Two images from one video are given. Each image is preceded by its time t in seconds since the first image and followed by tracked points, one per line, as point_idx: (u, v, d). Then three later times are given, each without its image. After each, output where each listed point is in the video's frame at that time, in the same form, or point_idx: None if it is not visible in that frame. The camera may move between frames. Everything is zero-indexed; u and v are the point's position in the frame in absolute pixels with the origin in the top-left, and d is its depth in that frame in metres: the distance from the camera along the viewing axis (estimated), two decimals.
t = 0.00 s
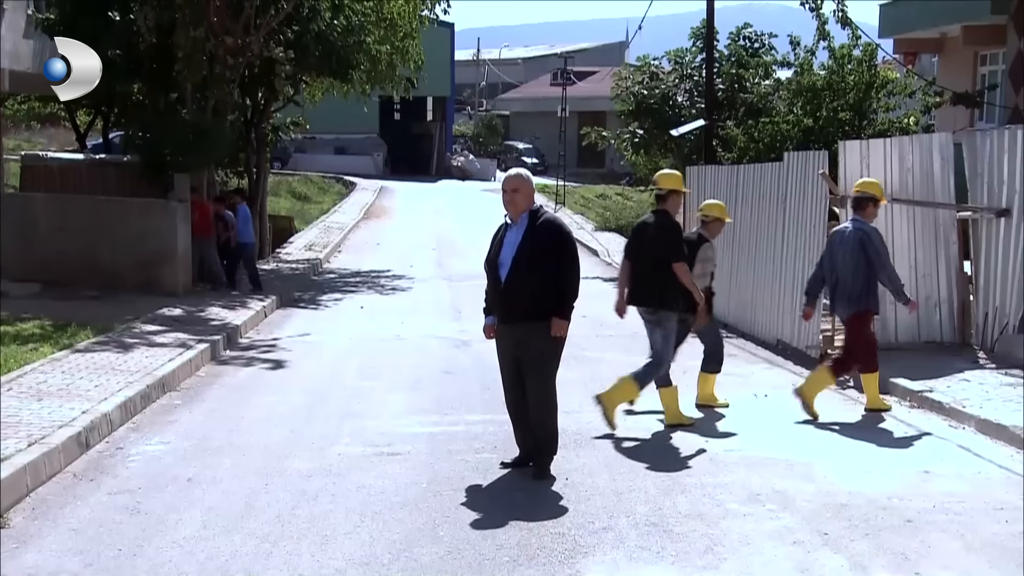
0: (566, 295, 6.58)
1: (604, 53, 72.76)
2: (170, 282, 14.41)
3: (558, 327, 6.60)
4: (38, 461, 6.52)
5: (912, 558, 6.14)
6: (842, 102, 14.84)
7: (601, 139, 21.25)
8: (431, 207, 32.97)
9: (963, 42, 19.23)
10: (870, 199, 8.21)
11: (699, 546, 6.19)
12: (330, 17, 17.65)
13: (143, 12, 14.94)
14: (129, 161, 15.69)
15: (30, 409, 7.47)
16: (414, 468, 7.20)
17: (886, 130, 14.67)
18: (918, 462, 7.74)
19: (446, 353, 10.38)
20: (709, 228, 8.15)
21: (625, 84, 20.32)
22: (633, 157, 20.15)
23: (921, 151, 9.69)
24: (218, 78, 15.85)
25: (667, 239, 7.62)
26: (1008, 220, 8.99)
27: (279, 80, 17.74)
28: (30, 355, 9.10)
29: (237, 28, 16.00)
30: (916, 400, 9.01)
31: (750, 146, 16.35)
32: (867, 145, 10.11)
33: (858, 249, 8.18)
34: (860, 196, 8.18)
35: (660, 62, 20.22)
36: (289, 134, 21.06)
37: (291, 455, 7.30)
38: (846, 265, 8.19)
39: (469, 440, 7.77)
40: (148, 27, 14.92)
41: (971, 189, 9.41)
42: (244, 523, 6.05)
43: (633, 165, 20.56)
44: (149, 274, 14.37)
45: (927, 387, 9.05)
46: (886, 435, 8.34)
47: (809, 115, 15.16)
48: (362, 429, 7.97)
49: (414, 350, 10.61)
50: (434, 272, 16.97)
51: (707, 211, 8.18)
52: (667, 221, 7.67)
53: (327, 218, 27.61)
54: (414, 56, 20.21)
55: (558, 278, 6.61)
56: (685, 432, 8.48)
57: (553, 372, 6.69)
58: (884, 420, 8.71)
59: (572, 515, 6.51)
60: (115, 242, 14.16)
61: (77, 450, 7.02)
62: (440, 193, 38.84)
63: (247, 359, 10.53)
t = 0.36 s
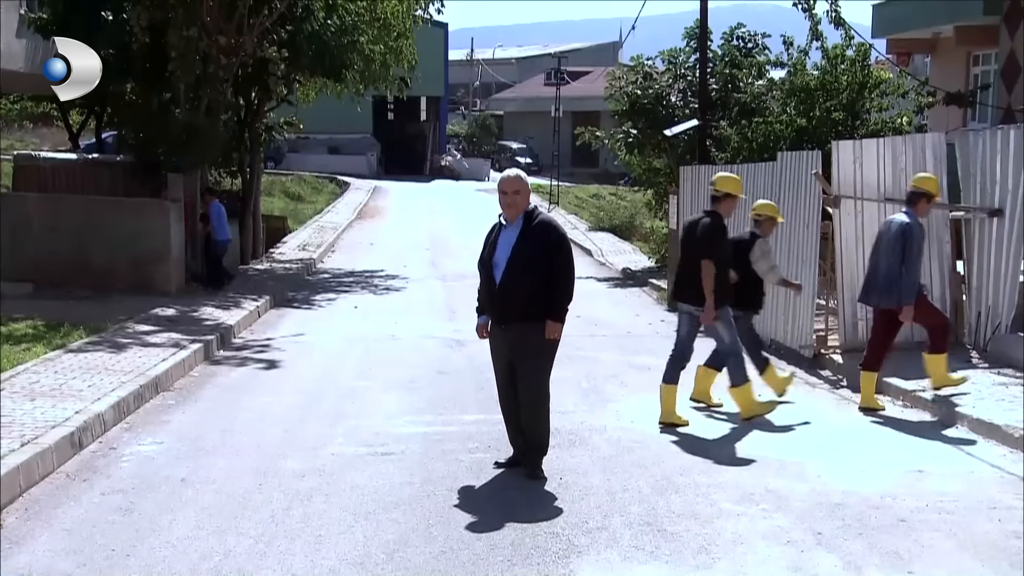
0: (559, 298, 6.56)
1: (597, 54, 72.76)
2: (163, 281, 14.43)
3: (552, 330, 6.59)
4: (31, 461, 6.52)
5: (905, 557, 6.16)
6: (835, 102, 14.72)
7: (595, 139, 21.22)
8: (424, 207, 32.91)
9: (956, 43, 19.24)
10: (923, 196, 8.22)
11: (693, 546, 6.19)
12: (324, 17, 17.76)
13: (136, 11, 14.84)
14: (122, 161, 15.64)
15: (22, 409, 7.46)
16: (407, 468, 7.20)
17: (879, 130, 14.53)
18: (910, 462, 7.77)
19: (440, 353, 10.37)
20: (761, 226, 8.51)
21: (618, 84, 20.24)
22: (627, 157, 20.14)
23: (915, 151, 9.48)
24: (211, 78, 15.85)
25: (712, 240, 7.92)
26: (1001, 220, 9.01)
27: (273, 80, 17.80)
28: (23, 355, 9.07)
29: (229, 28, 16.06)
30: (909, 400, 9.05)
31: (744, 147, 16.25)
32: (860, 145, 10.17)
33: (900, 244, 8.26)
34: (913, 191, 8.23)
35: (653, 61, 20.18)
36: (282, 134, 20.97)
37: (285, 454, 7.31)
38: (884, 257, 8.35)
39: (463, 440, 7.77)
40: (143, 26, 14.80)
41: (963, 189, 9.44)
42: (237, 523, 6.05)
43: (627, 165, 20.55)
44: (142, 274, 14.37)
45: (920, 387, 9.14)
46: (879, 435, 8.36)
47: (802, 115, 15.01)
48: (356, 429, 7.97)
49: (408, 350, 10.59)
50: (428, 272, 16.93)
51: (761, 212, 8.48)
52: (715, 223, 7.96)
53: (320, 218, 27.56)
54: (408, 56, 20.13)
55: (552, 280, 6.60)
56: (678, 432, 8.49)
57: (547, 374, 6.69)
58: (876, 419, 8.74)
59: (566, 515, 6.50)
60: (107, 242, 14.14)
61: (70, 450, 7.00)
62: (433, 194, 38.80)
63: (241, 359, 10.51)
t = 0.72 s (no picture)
0: (562, 302, 6.57)
1: (595, 54, 72.66)
2: (160, 282, 14.47)
3: (553, 334, 6.60)
4: (29, 461, 6.51)
5: (903, 557, 6.17)
6: (833, 102, 14.71)
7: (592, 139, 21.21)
8: (422, 207, 32.89)
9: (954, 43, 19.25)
10: (989, 180, 8.08)
11: (691, 546, 6.20)
12: (322, 17, 17.69)
13: (133, 11, 14.79)
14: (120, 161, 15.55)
15: (20, 409, 7.45)
16: (405, 468, 7.21)
17: (877, 130, 14.51)
18: (907, 462, 7.79)
19: (438, 353, 10.37)
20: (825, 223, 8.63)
21: (616, 84, 20.24)
22: (625, 157, 20.15)
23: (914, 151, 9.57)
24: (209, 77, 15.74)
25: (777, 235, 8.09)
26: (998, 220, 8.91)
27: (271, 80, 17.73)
28: (20, 355, 9.06)
29: (227, 27, 15.95)
30: (907, 400, 9.03)
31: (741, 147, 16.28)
32: (858, 146, 10.20)
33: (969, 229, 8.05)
34: (978, 176, 8.07)
35: (651, 61, 20.17)
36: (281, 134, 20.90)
37: (283, 454, 7.31)
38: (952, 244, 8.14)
39: (461, 440, 7.77)
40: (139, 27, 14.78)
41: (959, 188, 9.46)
42: (236, 523, 6.05)
43: (625, 166, 20.56)
44: (140, 274, 14.37)
45: (918, 386, 9.07)
46: (877, 435, 8.34)
47: (800, 115, 15.02)
48: (354, 429, 7.96)
49: (406, 350, 10.59)
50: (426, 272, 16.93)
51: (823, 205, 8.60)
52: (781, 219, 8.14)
53: (318, 218, 27.53)
54: (405, 56, 20.15)
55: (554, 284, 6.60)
56: (676, 433, 8.49)
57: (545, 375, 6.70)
58: (873, 419, 8.75)
59: (567, 517, 6.48)
60: (106, 243, 14.12)
61: (68, 451, 7.00)
62: (431, 194, 38.80)
63: (239, 359, 10.51)
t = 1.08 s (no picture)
0: (568, 300, 6.56)
1: (593, 54, 72.55)
2: (157, 282, 14.32)
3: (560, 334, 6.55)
4: (25, 461, 6.52)
5: (898, 557, 6.19)
6: (830, 102, 14.68)
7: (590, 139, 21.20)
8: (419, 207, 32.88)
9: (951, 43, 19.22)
10: None
11: (687, 546, 6.20)
12: (319, 17, 17.67)
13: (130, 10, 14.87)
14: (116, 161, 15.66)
15: (16, 409, 7.45)
16: (402, 468, 7.20)
17: (874, 130, 14.51)
18: (903, 461, 7.82)
19: (436, 352, 10.38)
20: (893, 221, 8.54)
21: (614, 84, 20.25)
22: (622, 157, 20.14)
23: (911, 152, 9.63)
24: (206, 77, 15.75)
25: (832, 241, 7.93)
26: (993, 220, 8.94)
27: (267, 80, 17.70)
28: (17, 355, 9.05)
29: (225, 26, 15.93)
30: (903, 400, 9.06)
31: (738, 147, 16.28)
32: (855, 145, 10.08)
33: None
34: None
35: (648, 61, 20.16)
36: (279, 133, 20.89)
37: (280, 455, 7.30)
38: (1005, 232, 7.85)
39: (458, 440, 7.78)
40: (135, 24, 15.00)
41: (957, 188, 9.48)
42: (231, 523, 6.05)
43: (622, 166, 20.56)
44: (137, 274, 14.26)
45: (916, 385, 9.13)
46: (872, 435, 8.38)
47: (797, 115, 15.04)
48: (351, 429, 7.96)
49: (404, 350, 10.58)
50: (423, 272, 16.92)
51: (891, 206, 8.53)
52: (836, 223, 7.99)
53: (315, 218, 27.50)
54: (402, 56, 20.17)
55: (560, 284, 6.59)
56: (674, 433, 8.49)
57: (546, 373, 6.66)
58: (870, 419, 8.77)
59: (570, 519, 6.46)
60: (103, 243, 14.08)
61: (64, 451, 7.00)
62: (430, 194, 38.80)
63: (235, 359, 10.51)
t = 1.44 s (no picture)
0: (565, 302, 6.60)
1: (586, 54, 72.45)
2: (148, 282, 14.68)
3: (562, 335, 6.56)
4: (13, 461, 6.50)
5: (888, 556, 6.20)
6: (822, 102, 14.70)
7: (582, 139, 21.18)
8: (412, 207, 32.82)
9: (942, 43, 19.26)
10: None
11: (678, 545, 6.20)
12: (310, 16, 17.66)
13: (121, 10, 14.69)
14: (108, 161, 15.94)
15: (5, 409, 7.43)
16: (393, 468, 7.20)
17: (866, 130, 14.53)
18: (893, 461, 7.87)
19: (429, 352, 10.37)
20: (941, 206, 8.68)
21: (606, 84, 20.26)
22: (615, 157, 20.15)
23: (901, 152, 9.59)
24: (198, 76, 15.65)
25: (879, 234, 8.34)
26: (985, 219, 9.06)
27: (258, 80, 17.67)
28: (6, 355, 9.03)
29: (216, 26, 15.78)
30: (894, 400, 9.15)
31: (730, 147, 16.29)
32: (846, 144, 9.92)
33: None
34: None
35: (641, 61, 20.17)
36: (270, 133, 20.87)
37: (271, 455, 7.29)
38: None
39: (449, 441, 7.77)
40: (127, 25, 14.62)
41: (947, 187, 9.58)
42: (222, 523, 6.04)
43: (615, 165, 20.55)
44: (129, 274, 14.52)
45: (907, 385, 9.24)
46: (862, 434, 8.43)
47: (789, 115, 15.05)
48: (342, 429, 7.95)
49: (396, 350, 10.57)
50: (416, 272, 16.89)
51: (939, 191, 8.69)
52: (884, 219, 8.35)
53: (308, 217, 27.43)
54: (394, 56, 20.21)
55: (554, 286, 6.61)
56: (664, 432, 8.51)
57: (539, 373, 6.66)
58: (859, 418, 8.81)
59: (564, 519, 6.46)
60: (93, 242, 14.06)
61: (54, 451, 6.99)
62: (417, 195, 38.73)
63: (226, 359, 10.49)
